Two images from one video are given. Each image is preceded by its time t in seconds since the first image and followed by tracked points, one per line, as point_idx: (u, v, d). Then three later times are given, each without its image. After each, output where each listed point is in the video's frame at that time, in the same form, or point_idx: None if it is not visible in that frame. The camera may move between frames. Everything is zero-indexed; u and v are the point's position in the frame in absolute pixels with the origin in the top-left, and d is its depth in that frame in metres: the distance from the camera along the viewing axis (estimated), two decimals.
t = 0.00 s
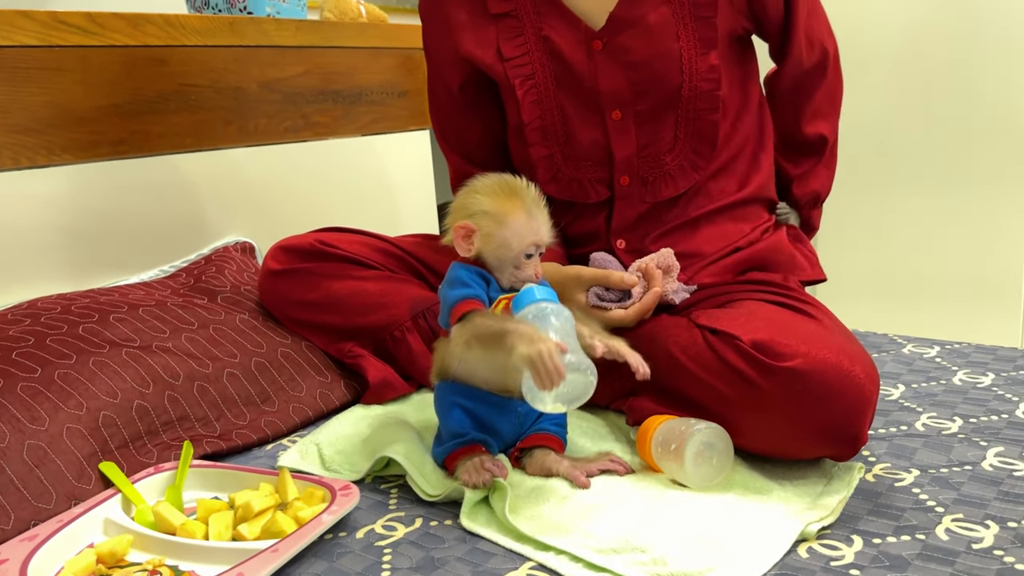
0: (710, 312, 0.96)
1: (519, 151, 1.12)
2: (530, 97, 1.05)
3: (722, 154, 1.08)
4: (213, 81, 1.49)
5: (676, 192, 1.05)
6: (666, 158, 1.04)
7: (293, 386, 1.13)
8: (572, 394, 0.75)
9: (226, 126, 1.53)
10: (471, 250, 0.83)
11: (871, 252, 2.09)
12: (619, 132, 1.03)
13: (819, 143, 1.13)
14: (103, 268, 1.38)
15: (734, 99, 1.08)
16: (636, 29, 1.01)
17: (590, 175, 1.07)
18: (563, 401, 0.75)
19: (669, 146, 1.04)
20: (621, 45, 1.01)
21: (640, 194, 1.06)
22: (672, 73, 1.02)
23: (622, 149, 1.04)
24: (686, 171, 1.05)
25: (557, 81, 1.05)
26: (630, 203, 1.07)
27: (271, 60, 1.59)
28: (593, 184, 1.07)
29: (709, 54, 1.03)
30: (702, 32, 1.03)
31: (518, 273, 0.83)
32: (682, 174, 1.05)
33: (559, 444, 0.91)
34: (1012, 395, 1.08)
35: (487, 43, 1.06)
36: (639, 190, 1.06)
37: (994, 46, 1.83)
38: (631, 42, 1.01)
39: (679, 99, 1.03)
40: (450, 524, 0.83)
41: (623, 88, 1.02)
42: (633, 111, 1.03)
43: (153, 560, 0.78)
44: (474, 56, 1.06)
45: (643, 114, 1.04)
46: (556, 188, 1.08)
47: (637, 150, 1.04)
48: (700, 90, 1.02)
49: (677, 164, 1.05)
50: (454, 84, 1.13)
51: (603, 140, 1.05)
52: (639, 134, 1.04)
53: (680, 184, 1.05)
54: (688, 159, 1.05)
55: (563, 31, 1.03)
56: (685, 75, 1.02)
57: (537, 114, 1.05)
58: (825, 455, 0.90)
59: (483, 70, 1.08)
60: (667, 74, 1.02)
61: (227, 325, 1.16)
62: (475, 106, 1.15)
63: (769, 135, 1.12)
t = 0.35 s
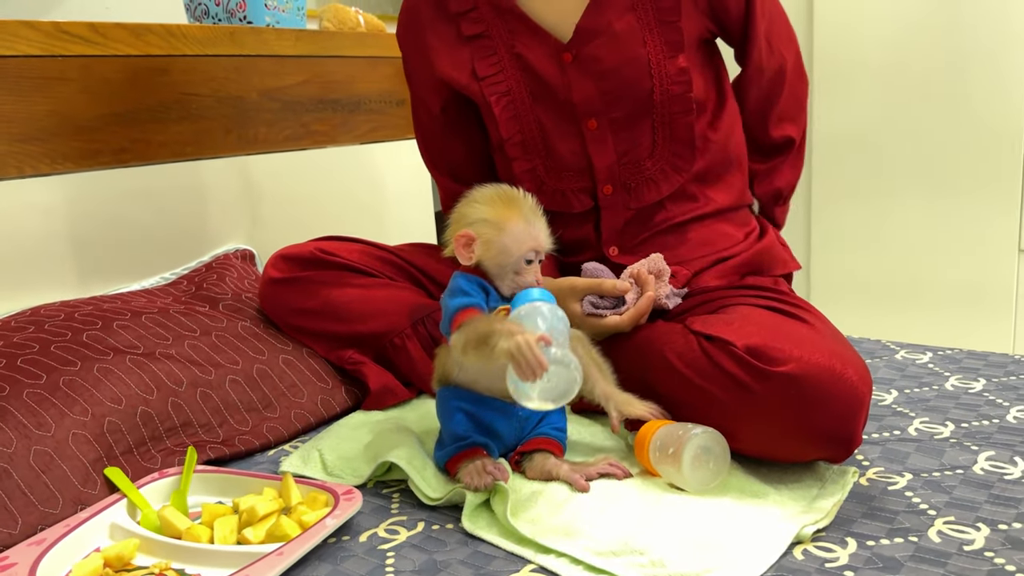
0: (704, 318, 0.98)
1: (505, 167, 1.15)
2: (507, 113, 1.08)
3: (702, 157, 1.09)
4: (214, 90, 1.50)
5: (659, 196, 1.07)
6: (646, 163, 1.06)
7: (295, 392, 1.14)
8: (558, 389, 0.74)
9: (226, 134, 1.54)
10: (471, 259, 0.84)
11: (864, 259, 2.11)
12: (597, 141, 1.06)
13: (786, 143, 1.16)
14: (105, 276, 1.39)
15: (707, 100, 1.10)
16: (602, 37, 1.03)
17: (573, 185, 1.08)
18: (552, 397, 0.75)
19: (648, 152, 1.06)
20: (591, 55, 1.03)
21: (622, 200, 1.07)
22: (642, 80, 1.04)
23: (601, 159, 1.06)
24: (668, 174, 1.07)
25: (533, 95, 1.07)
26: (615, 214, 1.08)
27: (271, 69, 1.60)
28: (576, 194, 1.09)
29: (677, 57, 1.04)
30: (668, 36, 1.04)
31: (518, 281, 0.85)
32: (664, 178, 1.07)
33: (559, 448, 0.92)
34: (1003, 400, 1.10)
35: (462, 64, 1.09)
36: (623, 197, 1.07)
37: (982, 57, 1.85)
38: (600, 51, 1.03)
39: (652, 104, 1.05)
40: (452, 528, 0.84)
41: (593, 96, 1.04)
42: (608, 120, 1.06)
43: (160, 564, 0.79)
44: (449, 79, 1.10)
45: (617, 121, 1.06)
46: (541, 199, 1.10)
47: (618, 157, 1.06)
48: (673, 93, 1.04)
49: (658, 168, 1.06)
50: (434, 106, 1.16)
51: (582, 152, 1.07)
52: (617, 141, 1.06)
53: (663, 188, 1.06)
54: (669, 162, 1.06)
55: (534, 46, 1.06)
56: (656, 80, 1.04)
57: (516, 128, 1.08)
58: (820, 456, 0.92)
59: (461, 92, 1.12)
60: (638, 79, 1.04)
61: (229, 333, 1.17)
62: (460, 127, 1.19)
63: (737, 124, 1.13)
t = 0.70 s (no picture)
0: (696, 319, 0.98)
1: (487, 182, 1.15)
2: (486, 125, 1.09)
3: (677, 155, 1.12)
4: (214, 95, 1.52)
5: (640, 195, 1.08)
6: (624, 164, 1.08)
7: (296, 395, 1.15)
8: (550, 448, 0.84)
9: (226, 138, 1.55)
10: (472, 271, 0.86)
11: (859, 263, 2.13)
12: (575, 145, 1.07)
13: (755, 141, 1.19)
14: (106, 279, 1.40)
15: (679, 102, 1.13)
16: (573, 43, 1.05)
17: (553, 192, 1.10)
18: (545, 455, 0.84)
19: (625, 153, 1.09)
20: (563, 61, 1.05)
21: (603, 203, 1.09)
22: (616, 81, 1.07)
23: (581, 162, 1.07)
24: (646, 174, 1.09)
25: (510, 106, 1.09)
26: (597, 216, 1.10)
27: (270, 74, 1.62)
28: (558, 201, 1.10)
29: (646, 57, 1.08)
30: (637, 38, 1.08)
31: (519, 294, 0.86)
32: (644, 179, 1.09)
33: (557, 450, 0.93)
34: (996, 402, 1.12)
35: (440, 80, 1.11)
36: (603, 199, 1.09)
37: (974, 63, 1.87)
38: (571, 56, 1.05)
39: (626, 105, 1.08)
40: (452, 529, 0.85)
41: (569, 100, 1.06)
42: (585, 122, 1.07)
43: (165, 564, 0.80)
44: (428, 96, 1.12)
45: (593, 125, 1.08)
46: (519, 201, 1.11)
47: (596, 160, 1.08)
48: (646, 93, 1.07)
49: (637, 168, 1.09)
50: (417, 122, 1.18)
51: (561, 157, 1.09)
52: (594, 145, 1.08)
53: (643, 189, 1.08)
54: (645, 164, 1.09)
55: (508, 59, 1.07)
56: (629, 81, 1.07)
57: (495, 139, 1.09)
58: (814, 454, 0.93)
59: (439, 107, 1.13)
60: (611, 80, 1.07)
61: (230, 336, 1.18)
62: (441, 142, 1.20)
63: (709, 122, 1.15)
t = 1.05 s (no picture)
0: (694, 318, 0.99)
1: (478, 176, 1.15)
2: (481, 128, 1.10)
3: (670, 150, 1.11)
4: (213, 96, 1.52)
5: (632, 199, 1.10)
6: (617, 167, 1.09)
7: (297, 394, 1.16)
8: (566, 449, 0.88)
9: (225, 140, 1.56)
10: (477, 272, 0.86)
11: (856, 264, 2.14)
12: (567, 148, 1.08)
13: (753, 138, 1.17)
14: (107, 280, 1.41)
15: (672, 103, 1.14)
16: (564, 48, 1.06)
17: (547, 194, 1.10)
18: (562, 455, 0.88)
19: (618, 155, 1.09)
20: (557, 65, 1.06)
21: (594, 206, 1.10)
22: (608, 86, 1.07)
23: (575, 166, 1.08)
24: (640, 178, 1.10)
25: (505, 109, 1.09)
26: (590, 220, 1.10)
27: (269, 75, 1.62)
28: (551, 204, 1.10)
29: (638, 62, 1.07)
30: (629, 42, 1.08)
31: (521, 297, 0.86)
32: (637, 182, 1.10)
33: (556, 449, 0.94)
34: (992, 402, 1.12)
35: (435, 83, 1.12)
36: (596, 202, 1.10)
37: (971, 66, 1.89)
38: (563, 61, 1.06)
39: (618, 109, 1.08)
40: (453, 526, 0.86)
41: (561, 104, 1.07)
42: (576, 126, 1.08)
43: (167, 562, 0.80)
44: (423, 101, 1.13)
45: (586, 128, 1.08)
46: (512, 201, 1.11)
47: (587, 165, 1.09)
48: (639, 97, 1.07)
49: (631, 171, 1.10)
50: (414, 127, 1.18)
51: (554, 159, 1.09)
52: (587, 148, 1.09)
53: (637, 191, 1.10)
54: (637, 168, 1.10)
55: (502, 63, 1.08)
56: (620, 86, 1.07)
57: (491, 143, 1.10)
58: (811, 451, 0.94)
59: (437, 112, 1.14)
60: (603, 86, 1.07)
61: (230, 336, 1.19)
62: (439, 146, 1.20)
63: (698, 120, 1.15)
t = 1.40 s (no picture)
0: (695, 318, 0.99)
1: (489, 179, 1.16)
2: (488, 132, 1.09)
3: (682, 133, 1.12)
4: (213, 94, 1.52)
5: (642, 202, 1.10)
6: (627, 170, 1.09)
7: (297, 392, 1.16)
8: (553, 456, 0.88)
9: (225, 138, 1.56)
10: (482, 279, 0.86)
11: (855, 264, 2.14)
12: (579, 153, 1.07)
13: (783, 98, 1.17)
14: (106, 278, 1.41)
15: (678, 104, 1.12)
16: (580, 51, 1.04)
17: (556, 199, 1.11)
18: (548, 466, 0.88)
19: (629, 160, 1.09)
20: (571, 69, 1.05)
21: (607, 207, 1.10)
22: (622, 91, 1.06)
23: (584, 167, 1.08)
24: (649, 180, 1.10)
25: (512, 112, 1.08)
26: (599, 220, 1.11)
27: (269, 73, 1.62)
28: (559, 207, 1.11)
29: (653, 66, 1.06)
30: (644, 45, 1.06)
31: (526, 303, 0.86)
32: (647, 185, 1.10)
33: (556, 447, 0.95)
34: (991, 399, 1.13)
35: (441, 84, 1.11)
36: (606, 204, 1.10)
37: (971, 65, 1.89)
38: (580, 64, 1.04)
39: (630, 113, 1.07)
40: (453, 523, 0.86)
41: (575, 109, 1.06)
42: (590, 130, 1.07)
43: (168, 558, 0.80)
44: (430, 102, 1.12)
45: (597, 132, 1.08)
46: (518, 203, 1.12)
47: (602, 164, 1.09)
48: (651, 100, 1.06)
49: (639, 173, 1.09)
50: (416, 126, 1.18)
51: (566, 163, 1.09)
52: (598, 151, 1.08)
53: (646, 195, 1.10)
54: (648, 170, 1.09)
55: (510, 66, 1.07)
56: (635, 91, 1.06)
57: (498, 147, 1.10)
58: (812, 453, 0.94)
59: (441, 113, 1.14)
60: (617, 91, 1.06)
61: (230, 334, 1.19)
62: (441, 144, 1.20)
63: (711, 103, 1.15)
